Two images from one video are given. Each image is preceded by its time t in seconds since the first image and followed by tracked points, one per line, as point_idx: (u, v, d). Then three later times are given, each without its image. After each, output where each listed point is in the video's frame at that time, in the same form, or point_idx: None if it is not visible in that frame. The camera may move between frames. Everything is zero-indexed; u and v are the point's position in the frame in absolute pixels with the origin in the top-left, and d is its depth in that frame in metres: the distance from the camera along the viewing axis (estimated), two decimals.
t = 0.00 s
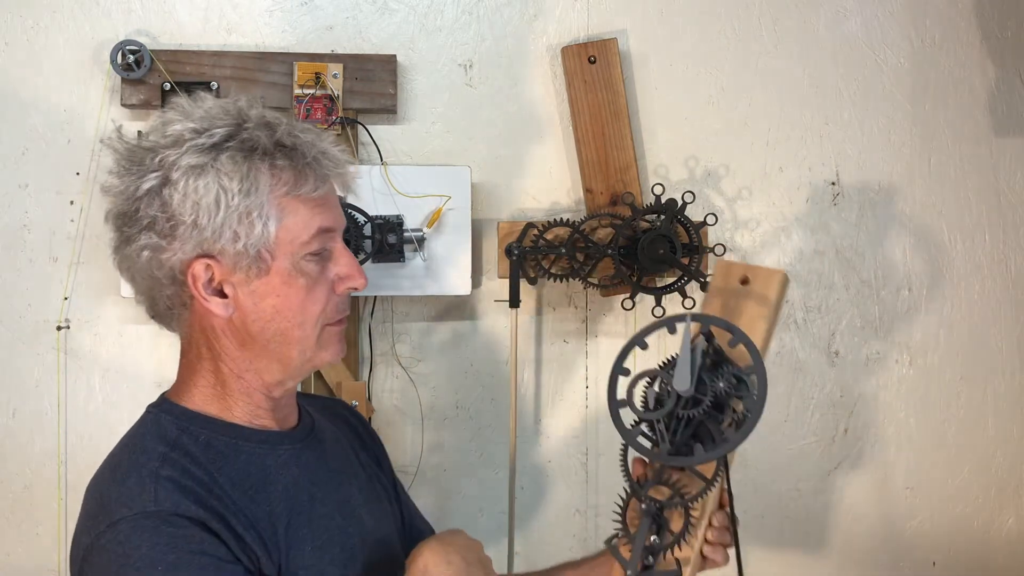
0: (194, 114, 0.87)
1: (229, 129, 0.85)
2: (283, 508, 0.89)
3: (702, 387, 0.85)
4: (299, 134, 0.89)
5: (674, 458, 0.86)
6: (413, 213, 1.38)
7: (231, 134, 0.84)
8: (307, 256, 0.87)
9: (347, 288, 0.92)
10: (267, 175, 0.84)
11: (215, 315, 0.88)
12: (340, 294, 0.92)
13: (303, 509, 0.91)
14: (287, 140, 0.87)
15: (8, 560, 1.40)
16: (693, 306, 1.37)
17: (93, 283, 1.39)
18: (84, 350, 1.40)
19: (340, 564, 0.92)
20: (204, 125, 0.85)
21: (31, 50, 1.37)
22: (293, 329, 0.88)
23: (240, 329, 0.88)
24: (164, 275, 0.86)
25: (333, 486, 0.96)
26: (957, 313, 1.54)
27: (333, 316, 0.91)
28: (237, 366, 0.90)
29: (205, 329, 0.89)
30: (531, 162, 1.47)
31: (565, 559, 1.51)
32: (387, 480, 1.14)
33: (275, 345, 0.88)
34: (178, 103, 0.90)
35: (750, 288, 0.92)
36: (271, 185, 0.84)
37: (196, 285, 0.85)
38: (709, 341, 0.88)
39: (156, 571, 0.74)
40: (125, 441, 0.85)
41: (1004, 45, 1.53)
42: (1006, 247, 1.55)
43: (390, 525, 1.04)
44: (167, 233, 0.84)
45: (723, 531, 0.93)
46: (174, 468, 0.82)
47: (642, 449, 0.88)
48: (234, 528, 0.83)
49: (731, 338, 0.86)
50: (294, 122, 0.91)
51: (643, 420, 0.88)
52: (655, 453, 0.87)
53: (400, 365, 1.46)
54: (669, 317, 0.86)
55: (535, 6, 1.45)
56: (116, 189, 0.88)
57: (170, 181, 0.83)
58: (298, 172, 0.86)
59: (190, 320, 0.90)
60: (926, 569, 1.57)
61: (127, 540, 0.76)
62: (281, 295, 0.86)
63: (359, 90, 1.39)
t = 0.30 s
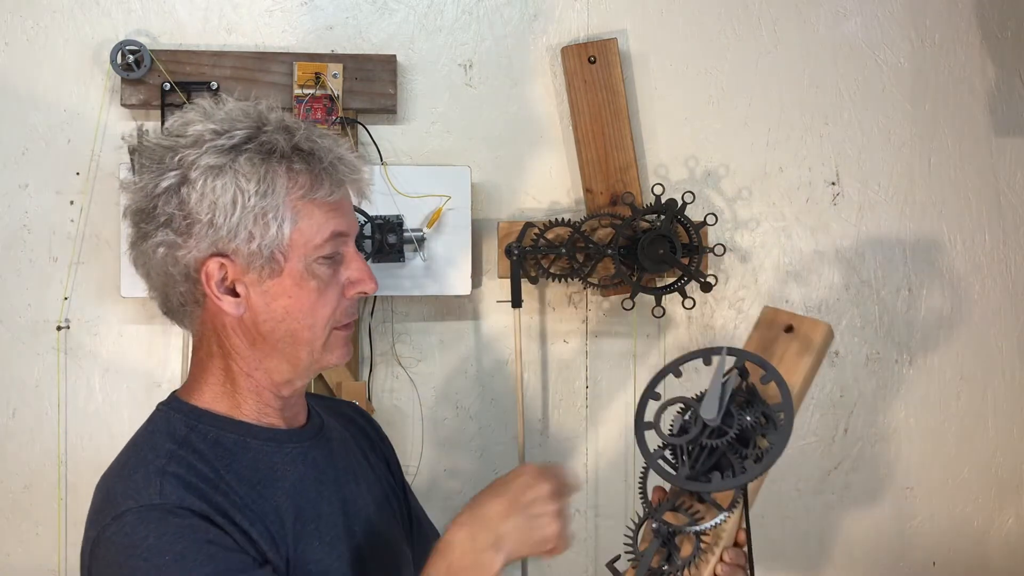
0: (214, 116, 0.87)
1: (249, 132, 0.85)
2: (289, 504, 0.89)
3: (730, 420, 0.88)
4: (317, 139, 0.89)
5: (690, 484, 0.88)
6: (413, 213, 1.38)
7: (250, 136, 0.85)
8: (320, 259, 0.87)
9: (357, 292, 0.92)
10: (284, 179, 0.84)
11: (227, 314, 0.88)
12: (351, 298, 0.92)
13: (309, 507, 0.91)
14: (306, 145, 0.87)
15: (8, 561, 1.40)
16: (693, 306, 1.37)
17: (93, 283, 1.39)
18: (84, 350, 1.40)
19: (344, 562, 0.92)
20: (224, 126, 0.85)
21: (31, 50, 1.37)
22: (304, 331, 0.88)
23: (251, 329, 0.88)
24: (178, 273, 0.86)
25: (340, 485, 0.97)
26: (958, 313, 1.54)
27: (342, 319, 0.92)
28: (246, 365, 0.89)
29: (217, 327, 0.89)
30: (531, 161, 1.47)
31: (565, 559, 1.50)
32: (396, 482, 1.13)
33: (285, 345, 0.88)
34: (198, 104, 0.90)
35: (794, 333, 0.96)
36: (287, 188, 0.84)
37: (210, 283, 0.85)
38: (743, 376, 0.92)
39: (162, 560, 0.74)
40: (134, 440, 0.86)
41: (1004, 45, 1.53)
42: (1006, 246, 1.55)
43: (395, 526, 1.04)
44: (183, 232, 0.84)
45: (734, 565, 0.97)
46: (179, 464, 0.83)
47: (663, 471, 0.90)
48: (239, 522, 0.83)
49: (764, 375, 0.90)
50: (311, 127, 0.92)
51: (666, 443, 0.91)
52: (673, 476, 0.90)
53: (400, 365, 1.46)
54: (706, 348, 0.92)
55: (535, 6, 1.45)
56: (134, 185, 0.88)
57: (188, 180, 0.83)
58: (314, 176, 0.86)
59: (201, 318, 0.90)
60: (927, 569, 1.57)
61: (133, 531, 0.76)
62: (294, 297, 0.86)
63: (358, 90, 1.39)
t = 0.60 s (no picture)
0: (214, 117, 0.86)
1: (255, 132, 0.85)
2: (301, 498, 0.89)
3: (718, 420, 0.94)
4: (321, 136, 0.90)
5: (681, 485, 0.94)
6: (413, 214, 1.38)
7: (256, 135, 0.84)
8: (333, 255, 0.88)
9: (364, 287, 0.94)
10: (296, 177, 0.84)
11: (241, 316, 0.87)
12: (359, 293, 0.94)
13: (319, 503, 0.91)
14: (312, 142, 0.87)
15: (8, 561, 1.40)
16: (693, 306, 1.37)
17: (92, 284, 1.39)
18: (84, 350, 1.40)
19: (354, 556, 0.93)
20: (227, 127, 0.85)
21: (31, 50, 1.37)
22: (319, 327, 0.89)
23: (267, 329, 0.87)
24: (191, 278, 0.84)
25: (345, 480, 0.97)
26: (958, 313, 1.54)
27: (352, 313, 0.93)
28: (261, 365, 0.89)
29: (230, 330, 0.88)
30: (530, 162, 1.47)
31: (565, 559, 1.51)
32: (396, 478, 1.14)
33: (300, 343, 0.89)
34: (193, 105, 0.89)
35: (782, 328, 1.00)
36: (299, 186, 0.85)
37: (226, 285, 0.84)
38: (731, 374, 0.97)
39: (189, 550, 0.74)
40: (140, 441, 0.85)
41: (1004, 45, 1.53)
42: (1006, 246, 1.55)
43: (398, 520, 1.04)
44: (197, 235, 0.83)
45: (730, 563, 1.00)
46: (191, 461, 0.82)
47: (655, 473, 0.96)
48: (257, 516, 0.83)
49: (751, 374, 0.95)
50: (309, 124, 0.92)
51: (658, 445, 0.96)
52: (665, 478, 0.96)
53: (400, 365, 1.46)
54: (694, 349, 0.97)
55: (535, 6, 1.45)
56: (137, 191, 0.85)
57: (199, 182, 0.82)
58: (324, 173, 0.87)
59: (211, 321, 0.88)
60: (926, 569, 1.57)
61: (153, 528, 0.75)
62: (310, 294, 0.87)
63: (358, 90, 1.39)
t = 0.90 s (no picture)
0: (235, 116, 0.86)
1: (279, 130, 0.86)
2: (315, 501, 0.89)
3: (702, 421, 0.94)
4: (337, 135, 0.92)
5: (664, 488, 0.93)
6: (414, 214, 1.38)
7: (282, 133, 0.86)
8: (352, 250, 0.90)
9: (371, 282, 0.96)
10: (325, 172, 0.86)
11: (271, 313, 0.86)
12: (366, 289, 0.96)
13: (332, 503, 0.91)
14: (334, 140, 0.90)
15: (8, 561, 1.40)
16: (693, 306, 1.37)
17: (93, 283, 1.39)
18: (84, 350, 1.40)
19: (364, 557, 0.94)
20: (253, 125, 0.85)
21: (31, 51, 1.37)
22: (343, 321, 0.90)
23: (296, 325, 0.87)
24: (226, 275, 0.83)
25: (349, 482, 0.98)
26: (958, 313, 1.54)
27: (364, 309, 0.95)
28: (285, 362, 0.89)
29: (258, 328, 0.87)
30: (530, 162, 1.47)
31: (565, 559, 1.50)
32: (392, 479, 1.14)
33: (326, 337, 0.90)
34: (208, 105, 0.88)
35: (768, 331, 1.01)
36: (328, 181, 0.86)
37: (262, 281, 0.84)
38: (714, 375, 0.97)
39: (217, 556, 0.74)
40: (152, 443, 0.84)
41: (1004, 44, 1.53)
42: (1006, 246, 1.55)
43: (391, 519, 1.05)
44: (232, 232, 0.82)
45: (721, 562, 0.99)
46: (209, 464, 0.82)
47: (639, 478, 0.95)
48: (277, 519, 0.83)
49: (733, 375, 0.95)
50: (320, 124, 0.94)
51: (643, 448, 0.96)
52: (648, 483, 0.95)
53: (400, 365, 1.46)
54: (677, 350, 0.98)
55: (535, 6, 1.45)
56: (164, 190, 0.83)
57: (237, 178, 0.81)
58: (347, 170, 0.89)
59: (237, 320, 0.86)
60: (926, 569, 1.57)
61: (182, 532, 0.75)
62: (339, 289, 0.88)
63: (359, 90, 1.39)
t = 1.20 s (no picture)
0: (233, 119, 0.86)
1: (275, 135, 0.85)
2: (316, 507, 0.89)
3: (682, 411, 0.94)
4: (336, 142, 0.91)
5: (649, 479, 0.94)
6: (414, 214, 1.38)
7: (278, 138, 0.85)
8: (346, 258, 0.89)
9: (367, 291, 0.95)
10: (317, 179, 0.86)
11: (258, 318, 0.86)
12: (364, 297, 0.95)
13: (332, 508, 0.92)
14: (331, 147, 0.89)
15: (8, 561, 1.40)
16: (693, 306, 1.37)
17: (92, 284, 1.39)
18: (84, 350, 1.40)
19: (366, 560, 0.94)
20: (249, 129, 0.85)
21: (31, 51, 1.37)
22: (333, 329, 0.89)
23: (284, 331, 0.87)
24: (211, 277, 0.83)
25: (350, 485, 0.97)
26: (958, 313, 1.54)
27: (359, 318, 0.95)
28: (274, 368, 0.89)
29: (245, 332, 0.87)
30: (530, 162, 1.47)
31: (565, 559, 1.51)
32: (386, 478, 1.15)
33: (316, 344, 0.89)
34: (209, 107, 0.89)
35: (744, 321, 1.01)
36: (322, 189, 0.86)
37: (247, 286, 0.84)
38: (693, 366, 0.98)
39: (219, 568, 0.73)
40: (153, 449, 0.83)
41: (1004, 44, 1.53)
42: (1005, 246, 1.55)
43: (390, 520, 1.05)
44: (217, 235, 0.82)
45: (709, 549, 1.00)
46: (213, 470, 0.82)
47: (624, 471, 0.96)
48: (280, 526, 0.83)
49: (711, 365, 0.96)
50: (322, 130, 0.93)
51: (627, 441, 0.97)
52: (633, 475, 0.96)
53: (399, 365, 1.46)
54: (656, 342, 0.99)
55: (535, 6, 1.45)
56: (156, 190, 0.84)
57: (225, 182, 0.81)
58: (342, 178, 0.88)
59: (225, 323, 0.86)
60: (926, 569, 1.57)
61: (186, 542, 0.75)
62: (328, 296, 0.88)
63: (359, 90, 1.39)
